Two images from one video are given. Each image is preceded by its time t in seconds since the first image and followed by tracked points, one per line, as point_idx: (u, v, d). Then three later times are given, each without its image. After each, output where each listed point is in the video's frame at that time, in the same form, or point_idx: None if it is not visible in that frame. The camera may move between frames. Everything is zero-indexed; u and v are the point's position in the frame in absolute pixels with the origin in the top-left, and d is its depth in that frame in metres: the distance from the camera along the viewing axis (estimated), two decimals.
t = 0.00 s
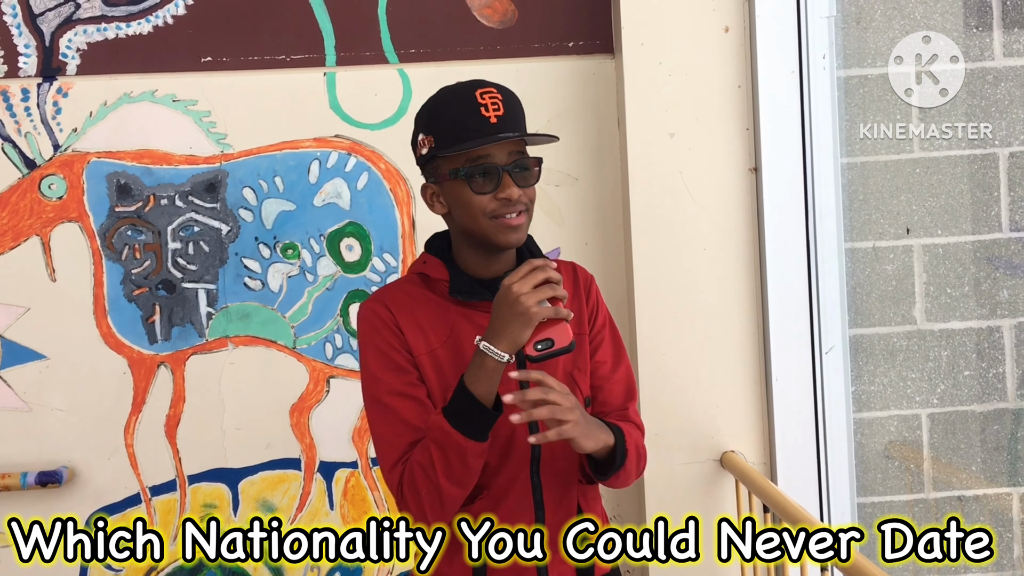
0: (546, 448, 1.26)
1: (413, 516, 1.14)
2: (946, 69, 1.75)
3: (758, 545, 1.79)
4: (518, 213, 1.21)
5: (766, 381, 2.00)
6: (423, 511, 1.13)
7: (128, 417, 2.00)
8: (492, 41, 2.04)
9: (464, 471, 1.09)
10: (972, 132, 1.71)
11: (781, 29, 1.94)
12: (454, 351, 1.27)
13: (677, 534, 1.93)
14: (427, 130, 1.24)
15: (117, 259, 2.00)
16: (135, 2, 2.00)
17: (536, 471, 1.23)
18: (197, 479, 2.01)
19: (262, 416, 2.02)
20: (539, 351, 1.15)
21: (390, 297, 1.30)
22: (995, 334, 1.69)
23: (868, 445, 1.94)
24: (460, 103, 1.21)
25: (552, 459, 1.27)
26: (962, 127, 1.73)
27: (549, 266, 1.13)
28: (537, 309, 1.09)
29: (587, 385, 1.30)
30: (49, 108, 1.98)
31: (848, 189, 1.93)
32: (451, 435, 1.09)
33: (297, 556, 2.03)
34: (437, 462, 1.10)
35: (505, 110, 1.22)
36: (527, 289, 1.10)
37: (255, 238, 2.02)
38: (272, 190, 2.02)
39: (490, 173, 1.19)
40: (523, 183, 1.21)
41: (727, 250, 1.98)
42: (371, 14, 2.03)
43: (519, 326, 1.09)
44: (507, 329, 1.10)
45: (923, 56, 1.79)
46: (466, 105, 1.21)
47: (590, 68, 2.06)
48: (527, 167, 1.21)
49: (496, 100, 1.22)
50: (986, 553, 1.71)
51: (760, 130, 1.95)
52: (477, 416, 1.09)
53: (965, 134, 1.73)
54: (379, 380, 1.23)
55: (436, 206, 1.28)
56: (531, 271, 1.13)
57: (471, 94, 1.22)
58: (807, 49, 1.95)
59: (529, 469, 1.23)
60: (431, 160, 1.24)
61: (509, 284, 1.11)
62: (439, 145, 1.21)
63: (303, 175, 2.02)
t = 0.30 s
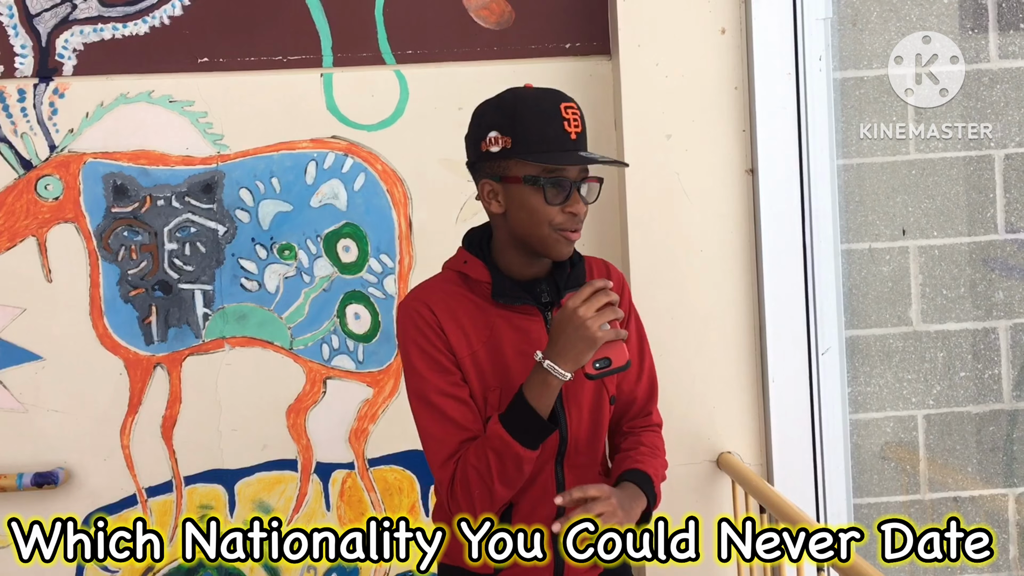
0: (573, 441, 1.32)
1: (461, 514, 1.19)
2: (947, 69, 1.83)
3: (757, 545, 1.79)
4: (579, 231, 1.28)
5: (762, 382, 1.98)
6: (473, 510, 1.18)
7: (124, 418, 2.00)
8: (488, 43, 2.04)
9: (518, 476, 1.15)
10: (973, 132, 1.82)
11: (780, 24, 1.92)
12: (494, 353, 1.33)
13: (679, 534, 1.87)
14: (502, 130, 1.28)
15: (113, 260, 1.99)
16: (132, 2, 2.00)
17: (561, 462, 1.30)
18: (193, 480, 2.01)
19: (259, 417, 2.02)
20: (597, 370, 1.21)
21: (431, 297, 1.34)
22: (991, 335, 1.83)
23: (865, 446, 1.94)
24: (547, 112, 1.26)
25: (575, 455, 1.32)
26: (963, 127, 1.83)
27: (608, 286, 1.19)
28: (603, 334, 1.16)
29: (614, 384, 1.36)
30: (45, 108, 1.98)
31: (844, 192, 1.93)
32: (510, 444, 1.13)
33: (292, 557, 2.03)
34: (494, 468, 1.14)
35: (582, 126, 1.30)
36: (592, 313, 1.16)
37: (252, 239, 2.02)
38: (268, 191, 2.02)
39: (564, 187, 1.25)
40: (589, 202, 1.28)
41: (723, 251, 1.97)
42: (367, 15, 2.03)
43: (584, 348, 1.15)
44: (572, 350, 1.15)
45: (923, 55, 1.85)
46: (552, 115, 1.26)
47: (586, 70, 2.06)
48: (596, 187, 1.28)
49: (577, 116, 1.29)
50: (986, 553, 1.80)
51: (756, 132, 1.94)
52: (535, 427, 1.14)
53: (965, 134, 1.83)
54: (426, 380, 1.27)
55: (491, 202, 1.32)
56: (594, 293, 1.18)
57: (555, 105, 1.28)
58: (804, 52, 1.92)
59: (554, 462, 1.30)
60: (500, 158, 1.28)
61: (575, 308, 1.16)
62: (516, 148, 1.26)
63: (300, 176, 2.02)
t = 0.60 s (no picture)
0: (569, 445, 1.31)
1: (431, 487, 1.27)
2: (946, 69, 1.84)
3: (758, 545, 1.78)
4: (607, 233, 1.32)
5: (761, 382, 1.97)
6: (441, 487, 1.25)
7: (123, 416, 2.00)
8: (488, 43, 2.04)
9: (485, 469, 1.20)
10: (972, 132, 1.83)
11: (779, 31, 1.93)
12: (495, 345, 1.37)
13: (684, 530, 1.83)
14: (540, 129, 1.31)
15: (112, 258, 2.00)
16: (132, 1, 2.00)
17: (554, 461, 1.31)
18: (192, 479, 2.01)
19: (258, 415, 2.02)
20: (574, 387, 1.23)
21: (445, 281, 1.40)
22: (988, 336, 1.83)
23: (862, 447, 1.94)
24: (583, 115, 1.30)
25: (571, 459, 1.32)
26: (963, 127, 1.84)
27: (598, 310, 1.19)
28: (578, 354, 1.16)
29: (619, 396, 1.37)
30: (45, 106, 1.98)
31: (842, 192, 1.94)
32: (479, 438, 1.18)
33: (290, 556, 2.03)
34: (462, 456, 1.20)
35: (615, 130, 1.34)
36: (573, 332, 1.16)
37: (251, 238, 2.02)
38: (268, 190, 2.02)
39: (596, 189, 1.29)
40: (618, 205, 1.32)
41: (721, 251, 1.97)
42: (367, 15, 2.03)
43: (558, 363, 1.16)
44: (546, 363, 1.16)
45: (923, 55, 1.86)
46: (589, 118, 1.30)
47: (586, 70, 2.07)
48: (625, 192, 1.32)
49: (610, 119, 1.33)
50: (985, 553, 1.78)
51: (755, 132, 1.94)
52: (503, 428, 1.18)
53: (964, 134, 1.84)
54: (422, 359, 1.34)
55: (523, 201, 1.35)
56: (580, 312, 1.18)
57: (590, 107, 1.31)
58: (804, 52, 1.93)
59: (547, 460, 1.31)
60: (536, 157, 1.31)
61: (555, 323, 1.17)
62: (552, 147, 1.29)
63: (299, 175, 2.02)
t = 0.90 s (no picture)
0: (564, 436, 1.31)
1: (432, 483, 1.21)
2: (946, 70, 1.84)
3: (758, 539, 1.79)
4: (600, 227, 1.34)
5: (763, 381, 1.97)
6: (443, 482, 1.20)
7: (125, 414, 2.00)
8: (492, 41, 2.05)
9: (490, 452, 1.16)
10: (973, 132, 1.83)
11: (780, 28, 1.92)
12: (488, 339, 1.35)
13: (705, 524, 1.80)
14: (539, 126, 1.30)
15: (116, 255, 2.00)
16: None
17: (552, 452, 1.29)
18: (194, 476, 2.01)
19: (260, 413, 2.02)
20: (579, 360, 1.21)
21: (436, 279, 1.39)
22: (991, 336, 1.83)
23: (865, 446, 1.94)
24: (580, 112, 1.31)
25: (569, 450, 1.31)
26: (962, 127, 1.84)
27: (601, 284, 1.20)
28: (584, 324, 1.17)
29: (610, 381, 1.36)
30: (49, 104, 1.98)
31: (846, 192, 1.93)
32: (485, 418, 1.15)
33: (291, 555, 2.02)
34: (466, 439, 1.16)
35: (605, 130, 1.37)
36: (578, 304, 1.18)
37: (254, 236, 2.02)
38: (271, 188, 2.02)
39: (592, 183, 1.31)
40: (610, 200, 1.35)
41: (725, 250, 1.97)
42: (371, 13, 2.03)
43: (565, 334, 1.16)
44: (553, 335, 1.17)
45: (923, 55, 1.86)
46: (585, 116, 1.32)
47: (589, 68, 2.07)
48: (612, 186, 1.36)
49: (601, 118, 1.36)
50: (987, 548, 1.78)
51: (758, 131, 1.94)
52: (510, 404, 1.15)
53: (964, 134, 1.84)
54: (416, 353, 1.31)
55: (521, 197, 1.35)
56: (585, 287, 1.20)
57: (585, 106, 1.33)
58: (807, 51, 1.93)
59: (545, 454, 1.29)
60: (535, 154, 1.32)
61: (561, 296, 1.19)
62: (552, 143, 1.29)
63: (302, 173, 2.02)
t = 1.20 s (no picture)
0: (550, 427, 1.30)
1: (413, 480, 1.21)
2: (946, 70, 1.83)
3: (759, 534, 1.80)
4: (530, 208, 1.30)
5: (766, 377, 1.97)
6: (423, 478, 1.20)
7: (128, 410, 2.00)
8: (494, 37, 2.04)
9: (466, 445, 1.15)
10: (973, 132, 1.82)
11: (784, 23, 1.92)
12: (472, 335, 1.34)
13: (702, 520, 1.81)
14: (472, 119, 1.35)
15: (118, 252, 2.00)
16: None
17: (541, 445, 1.28)
18: (197, 473, 2.01)
19: (263, 410, 2.02)
20: (551, 350, 1.24)
21: (420, 278, 1.39)
22: (995, 332, 1.82)
23: (868, 442, 1.94)
24: (503, 97, 1.30)
25: (556, 442, 1.29)
26: (962, 127, 1.83)
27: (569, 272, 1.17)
28: (553, 314, 1.15)
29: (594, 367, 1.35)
30: (51, 100, 1.98)
31: (850, 188, 1.93)
32: (459, 412, 1.15)
33: (294, 552, 2.02)
34: (442, 434, 1.16)
35: (544, 111, 1.29)
36: (547, 294, 1.15)
37: (257, 233, 2.02)
38: (273, 184, 2.02)
39: (512, 165, 1.29)
40: (540, 180, 1.29)
41: (728, 247, 1.97)
42: (373, 9, 2.03)
43: (534, 325, 1.15)
44: (523, 326, 1.15)
45: (923, 55, 1.85)
46: (506, 100, 1.29)
47: (592, 64, 2.06)
48: (549, 167, 1.29)
49: (536, 102, 1.28)
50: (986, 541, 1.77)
51: (761, 127, 1.94)
52: (485, 397, 1.15)
53: (965, 134, 1.83)
54: (398, 350, 1.31)
55: (470, 192, 1.40)
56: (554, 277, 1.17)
57: (515, 91, 1.30)
58: (811, 44, 1.92)
59: (533, 447, 1.27)
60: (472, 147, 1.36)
61: (529, 287, 1.15)
62: (477, 134, 1.32)
63: (305, 169, 2.02)
